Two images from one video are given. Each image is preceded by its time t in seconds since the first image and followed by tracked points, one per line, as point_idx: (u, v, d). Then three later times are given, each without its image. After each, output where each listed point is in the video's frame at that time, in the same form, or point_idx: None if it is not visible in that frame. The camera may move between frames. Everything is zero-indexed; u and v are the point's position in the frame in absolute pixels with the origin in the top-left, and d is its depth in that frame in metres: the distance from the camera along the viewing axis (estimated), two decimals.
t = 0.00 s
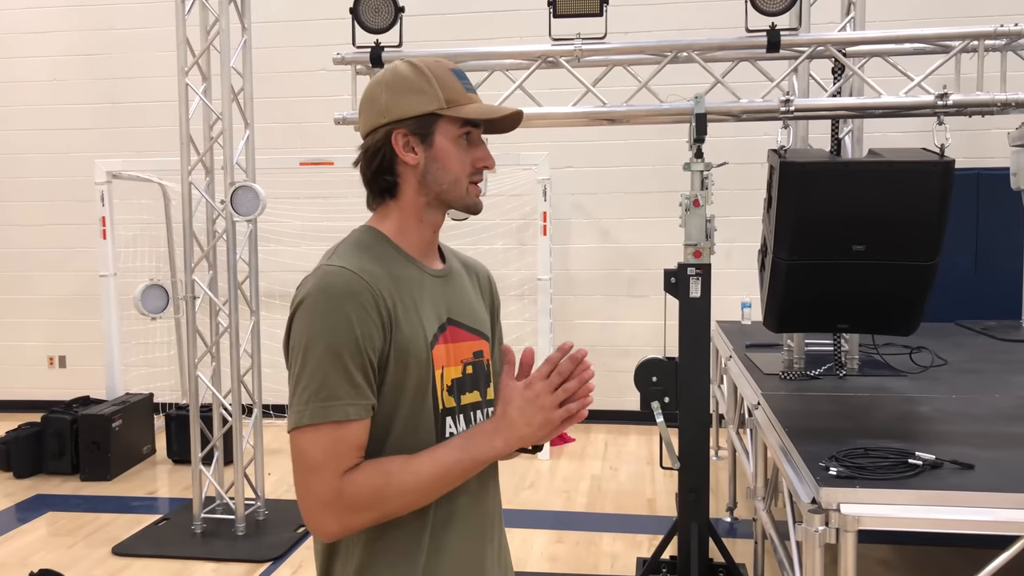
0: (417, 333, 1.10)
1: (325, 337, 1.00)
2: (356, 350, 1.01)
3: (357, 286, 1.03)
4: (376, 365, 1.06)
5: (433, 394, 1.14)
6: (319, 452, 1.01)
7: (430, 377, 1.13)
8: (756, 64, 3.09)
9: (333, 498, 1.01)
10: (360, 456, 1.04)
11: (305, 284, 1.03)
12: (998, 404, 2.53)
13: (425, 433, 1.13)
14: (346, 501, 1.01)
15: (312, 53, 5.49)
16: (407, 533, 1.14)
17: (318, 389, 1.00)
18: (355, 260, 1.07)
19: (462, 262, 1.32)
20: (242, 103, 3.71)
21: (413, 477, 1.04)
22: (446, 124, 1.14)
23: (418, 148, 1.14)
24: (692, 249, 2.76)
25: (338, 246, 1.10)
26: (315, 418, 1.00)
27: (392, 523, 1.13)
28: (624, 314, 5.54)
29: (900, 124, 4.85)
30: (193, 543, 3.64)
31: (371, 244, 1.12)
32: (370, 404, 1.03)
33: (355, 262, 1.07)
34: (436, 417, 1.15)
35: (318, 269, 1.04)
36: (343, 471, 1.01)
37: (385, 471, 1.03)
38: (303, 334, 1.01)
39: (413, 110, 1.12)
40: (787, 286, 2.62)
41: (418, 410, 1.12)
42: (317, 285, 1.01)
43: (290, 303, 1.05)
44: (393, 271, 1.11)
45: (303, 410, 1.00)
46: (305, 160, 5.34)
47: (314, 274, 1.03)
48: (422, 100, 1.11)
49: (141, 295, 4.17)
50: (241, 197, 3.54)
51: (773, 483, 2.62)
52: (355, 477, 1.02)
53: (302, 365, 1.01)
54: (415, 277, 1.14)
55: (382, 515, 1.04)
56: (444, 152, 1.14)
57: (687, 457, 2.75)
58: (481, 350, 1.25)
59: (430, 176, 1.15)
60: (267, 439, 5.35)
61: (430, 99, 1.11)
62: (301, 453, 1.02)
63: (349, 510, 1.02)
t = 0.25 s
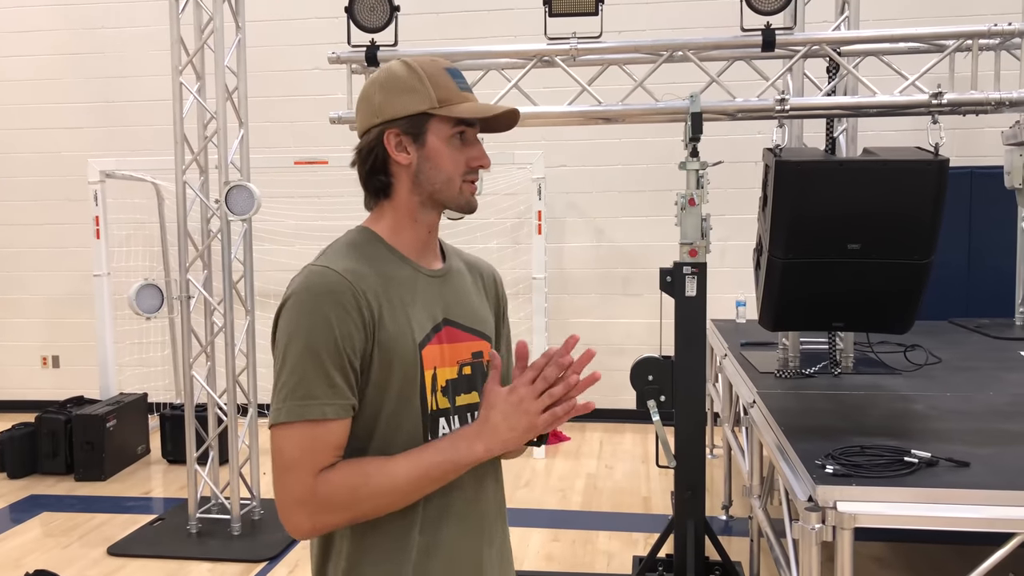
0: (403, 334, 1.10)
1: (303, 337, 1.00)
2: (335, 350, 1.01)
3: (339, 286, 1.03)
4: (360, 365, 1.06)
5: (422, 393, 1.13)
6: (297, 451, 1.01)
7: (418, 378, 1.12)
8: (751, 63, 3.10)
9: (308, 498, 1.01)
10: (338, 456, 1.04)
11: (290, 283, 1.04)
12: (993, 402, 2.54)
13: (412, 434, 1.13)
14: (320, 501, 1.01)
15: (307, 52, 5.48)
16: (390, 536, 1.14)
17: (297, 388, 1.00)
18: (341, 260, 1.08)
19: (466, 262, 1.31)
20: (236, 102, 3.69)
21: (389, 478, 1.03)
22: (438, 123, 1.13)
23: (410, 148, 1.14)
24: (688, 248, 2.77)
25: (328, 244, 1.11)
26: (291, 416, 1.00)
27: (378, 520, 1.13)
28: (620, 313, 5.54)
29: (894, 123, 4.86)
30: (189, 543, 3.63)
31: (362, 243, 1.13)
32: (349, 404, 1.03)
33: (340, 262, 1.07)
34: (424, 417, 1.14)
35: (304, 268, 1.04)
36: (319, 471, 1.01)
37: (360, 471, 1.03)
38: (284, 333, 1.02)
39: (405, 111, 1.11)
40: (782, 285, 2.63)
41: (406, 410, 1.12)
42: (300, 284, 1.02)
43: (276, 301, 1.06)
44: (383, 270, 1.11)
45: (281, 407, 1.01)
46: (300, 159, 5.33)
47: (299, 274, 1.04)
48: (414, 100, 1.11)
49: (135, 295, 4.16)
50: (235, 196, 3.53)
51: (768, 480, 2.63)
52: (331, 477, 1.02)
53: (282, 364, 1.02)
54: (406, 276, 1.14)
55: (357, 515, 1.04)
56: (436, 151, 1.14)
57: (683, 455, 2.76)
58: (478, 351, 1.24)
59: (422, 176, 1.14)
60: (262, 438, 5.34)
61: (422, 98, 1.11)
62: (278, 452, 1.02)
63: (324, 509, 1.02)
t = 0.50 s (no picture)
0: (389, 335, 1.10)
1: (284, 335, 1.02)
2: (316, 349, 1.02)
3: (323, 286, 1.05)
4: (344, 365, 1.07)
5: (414, 394, 1.14)
6: (274, 450, 1.02)
7: (407, 379, 1.12)
8: (750, 62, 3.10)
9: (279, 496, 1.02)
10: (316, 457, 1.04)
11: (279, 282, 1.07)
12: (991, 399, 2.55)
13: (400, 435, 1.13)
14: (291, 500, 1.01)
15: (306, 50, 5.48)
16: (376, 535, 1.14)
17: (278, 385, 1.01)
18: (330, 261, 1.09)
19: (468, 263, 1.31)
20: (236, 100, 3.69)
21: (365, 489, 1.03)
22: (412, 120, 1.13)
23: (387, 146, 1.16)
24: (687, 246, 2.78)
25: (320, 244, 1.13)
26: (269, 414, 1.02)
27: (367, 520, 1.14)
28: (619, 311, 5.55)
29: (893, 121, 4.87)
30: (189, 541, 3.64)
31: (353, 243, 1.14)
32: (328, 405, 1.04)
33: (326, 262, 1.09)
34: (415, 418, 1.14)
35: (292, 267, 1.07)
36: (294, 471, 1.02)
37: (336, 477, 1.03)
38: (269, 330, 1.04)
39: (377, 108, 1.13)
40: (780, 283, 2.64)
41: (394, 411, 1.12)
42: (285, 284, 1.05)
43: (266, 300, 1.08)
44: (372, 270, 1.12)
45: (261, 403, 1.02)
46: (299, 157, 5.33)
47: (287, 273, 1.06)
48: (385, 98, 1.12)
49: (135, 293, 4.16)
50: (235, 195, 3.53)
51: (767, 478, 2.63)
52: (304, 479, 1.02)
53: (265, 361, 1.04)
54: (395, 275, 1.15)
55: (326, 521, 1.03)
56: (409, 149, 1.13)
57: (682, 453, 2.76)
58: (475, 351, 1.24)
59: (397, 173, 1.15)
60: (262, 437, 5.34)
61: (392, 95, 1.12)
62: (257, 448, 1.03)
63: (295, 510, 1.02)
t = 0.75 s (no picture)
0: (369, 336, 1.12)
1: (258, 334, 1.05)
2: (288, 349, 1.05)
3: (299, 286, 1.08)
4: (321, 365, 1.09)
5: (399, 395, 1.14)
6: (242, 444, 1.05)
7: (390, 380, 1.13)
8: (750, 61, 3.11)
9: (241, 489, 1.04)
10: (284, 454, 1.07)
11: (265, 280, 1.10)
12: (991, 399, 2.55)
13: (382, 437, 1.13)
14: (252, 495, 1.04)
15: (307, 50, 5.49)
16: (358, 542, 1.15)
17: (252, 382, 1.05)
18: (314, 262, 1.12)
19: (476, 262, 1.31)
20: (237, 100, 3.69)
21: (326, 498, 1.04)
22: (380, 120, 1.15)
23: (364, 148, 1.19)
24: (687, 245, 2.79)
25: (311, 243, 1.16)
26: (241, 409, 1.05)
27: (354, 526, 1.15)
28: (620, 310, 5.55)
29: (893, 120, 4.87)
30: (191, 541, 3.65)
31: (343, 242, 1.16)
32: (299, 404, 1.06)
33: (309, 262, 1.11)
34: (399, 420, 1.15)
35: (276, 267, 1.10)
36: (260, 467, 1.05)
37: (300, 479, 1.05)
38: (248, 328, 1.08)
39: (352, 112, 1.18)
40: (782, 283, 2.64)
41: (376, 413, 1.13)
42: (266, 283, 1.08)
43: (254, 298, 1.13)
44: (357, 271, 1.14)
45: (236, 397, 1.06)
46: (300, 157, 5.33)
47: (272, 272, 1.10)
48: (356, 100, 1.16)
49: (137, 293, 4.17)
50: (237, 195, 3.54)
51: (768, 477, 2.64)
52: (268, 478, 1.04)
53: (243, 357, 1.08)
54: (380, 275, 1.15)
55: (281, 522, 1.05)
56: (378, 148, 1.15)
57: (683, 452, 2.76)
58: (472, 351, 1.23)
59: (373, 173, 1.17)
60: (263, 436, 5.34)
61: (360, 97, 1.15)
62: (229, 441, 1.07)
63: (255, 505, 1.04)
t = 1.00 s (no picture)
0: (358, 339, 1.12)
1: (247, 339, 1.08)
2: (275, 354, 1.07)
3: (287, 290, 1.09)
4: (310, 368, 1.10)
5: (389, 398, 1.14)
6: (237, 450, 1.08)
7: (381, 383, 1.13)
8: (755, 62, 3.11)
9: (238, 494, 1.08)
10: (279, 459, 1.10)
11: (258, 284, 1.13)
12: (997, 399, 2.55)
13: (373, 440, 1.14)
14: (249, 501, 1.08)
15: (314, 52, 5.51)
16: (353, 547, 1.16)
17: (243, 386, 1.07)
18: (305, 266, 1.13)
19: (478, 262, 1.30)
20: (245, 102, 3.71)
21: (321, 500, 1.08)
22: (370, 119, 1.15)
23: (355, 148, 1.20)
24: (693, 245, 2.78)
25: (306, 246, 1.18)
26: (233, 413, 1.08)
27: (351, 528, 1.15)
28: (626, 310, 5.55)
29: (900, 120, 4.86)
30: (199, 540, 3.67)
31: (336, 244, 1.17)
32: (287, 409, 1.08)
33: (300, 265, 1.13)
34: (389, 423, 1.15)
35: (269, 271, 1.12)
36: (257, 473, 1.08)
37: (294, 484, 1.09)
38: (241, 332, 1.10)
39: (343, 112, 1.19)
40: (787, 283, 2.65)
41: (367, 415, 1.13)
42: (257, 287, 1.11)
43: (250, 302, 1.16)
44: (347, 274, 1.15)
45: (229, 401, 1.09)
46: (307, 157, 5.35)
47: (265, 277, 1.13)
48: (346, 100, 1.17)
49: (145, 294, 4.20)
50: (244, 196, 3.55)
51: (774, 477, 2.64)
52: (264, 483, 1.08)
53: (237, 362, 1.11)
54: (371, 278, 1.16)
55: (281, 525, 1.09)
56: (368, 147, 1.16)
57: (689, 451, 2.77)
58: (469, 353, 1.22)
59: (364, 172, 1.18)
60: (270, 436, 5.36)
61: (350, 97, 1.16)
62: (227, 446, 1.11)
63: (253, 511, 1.08)
